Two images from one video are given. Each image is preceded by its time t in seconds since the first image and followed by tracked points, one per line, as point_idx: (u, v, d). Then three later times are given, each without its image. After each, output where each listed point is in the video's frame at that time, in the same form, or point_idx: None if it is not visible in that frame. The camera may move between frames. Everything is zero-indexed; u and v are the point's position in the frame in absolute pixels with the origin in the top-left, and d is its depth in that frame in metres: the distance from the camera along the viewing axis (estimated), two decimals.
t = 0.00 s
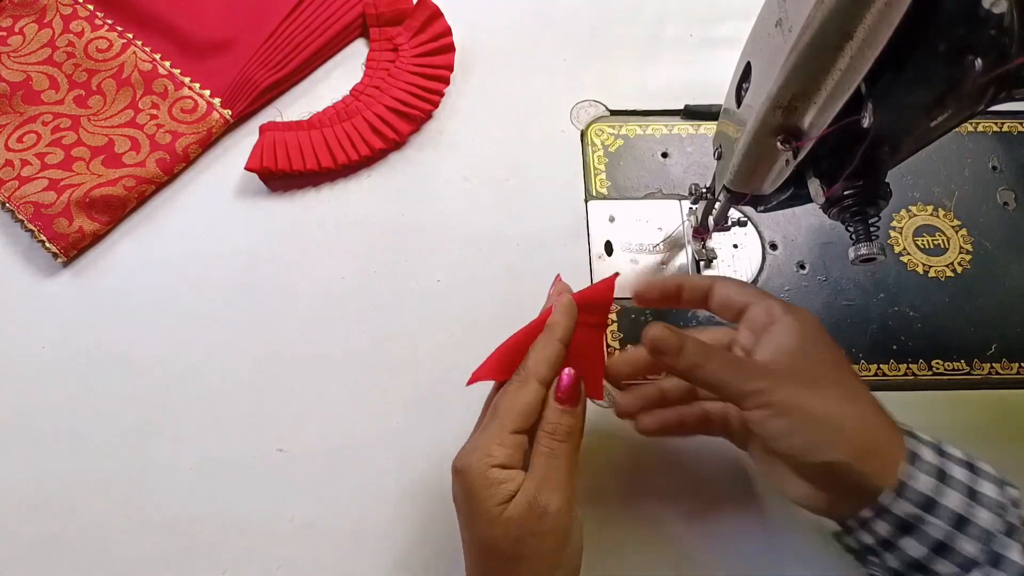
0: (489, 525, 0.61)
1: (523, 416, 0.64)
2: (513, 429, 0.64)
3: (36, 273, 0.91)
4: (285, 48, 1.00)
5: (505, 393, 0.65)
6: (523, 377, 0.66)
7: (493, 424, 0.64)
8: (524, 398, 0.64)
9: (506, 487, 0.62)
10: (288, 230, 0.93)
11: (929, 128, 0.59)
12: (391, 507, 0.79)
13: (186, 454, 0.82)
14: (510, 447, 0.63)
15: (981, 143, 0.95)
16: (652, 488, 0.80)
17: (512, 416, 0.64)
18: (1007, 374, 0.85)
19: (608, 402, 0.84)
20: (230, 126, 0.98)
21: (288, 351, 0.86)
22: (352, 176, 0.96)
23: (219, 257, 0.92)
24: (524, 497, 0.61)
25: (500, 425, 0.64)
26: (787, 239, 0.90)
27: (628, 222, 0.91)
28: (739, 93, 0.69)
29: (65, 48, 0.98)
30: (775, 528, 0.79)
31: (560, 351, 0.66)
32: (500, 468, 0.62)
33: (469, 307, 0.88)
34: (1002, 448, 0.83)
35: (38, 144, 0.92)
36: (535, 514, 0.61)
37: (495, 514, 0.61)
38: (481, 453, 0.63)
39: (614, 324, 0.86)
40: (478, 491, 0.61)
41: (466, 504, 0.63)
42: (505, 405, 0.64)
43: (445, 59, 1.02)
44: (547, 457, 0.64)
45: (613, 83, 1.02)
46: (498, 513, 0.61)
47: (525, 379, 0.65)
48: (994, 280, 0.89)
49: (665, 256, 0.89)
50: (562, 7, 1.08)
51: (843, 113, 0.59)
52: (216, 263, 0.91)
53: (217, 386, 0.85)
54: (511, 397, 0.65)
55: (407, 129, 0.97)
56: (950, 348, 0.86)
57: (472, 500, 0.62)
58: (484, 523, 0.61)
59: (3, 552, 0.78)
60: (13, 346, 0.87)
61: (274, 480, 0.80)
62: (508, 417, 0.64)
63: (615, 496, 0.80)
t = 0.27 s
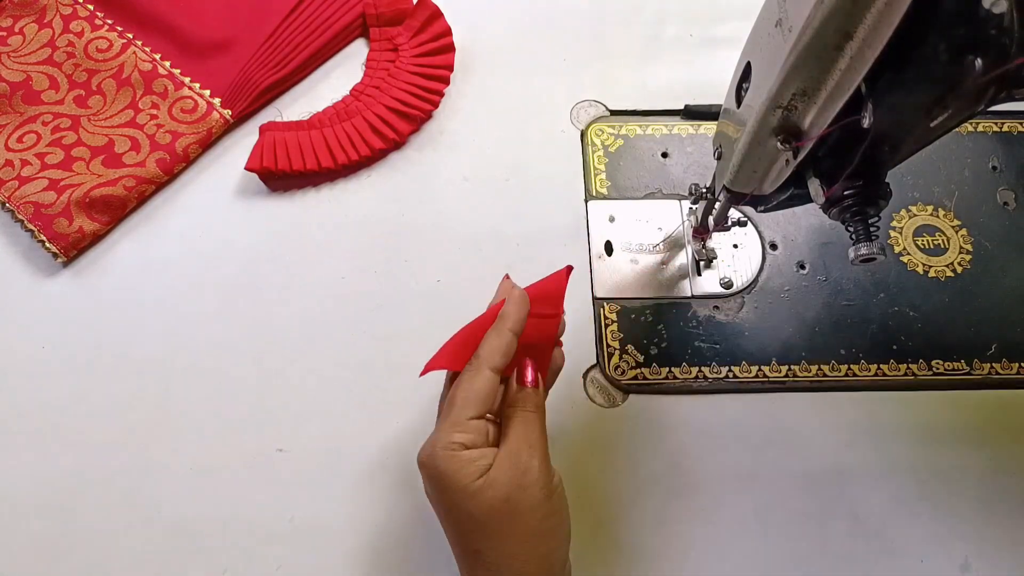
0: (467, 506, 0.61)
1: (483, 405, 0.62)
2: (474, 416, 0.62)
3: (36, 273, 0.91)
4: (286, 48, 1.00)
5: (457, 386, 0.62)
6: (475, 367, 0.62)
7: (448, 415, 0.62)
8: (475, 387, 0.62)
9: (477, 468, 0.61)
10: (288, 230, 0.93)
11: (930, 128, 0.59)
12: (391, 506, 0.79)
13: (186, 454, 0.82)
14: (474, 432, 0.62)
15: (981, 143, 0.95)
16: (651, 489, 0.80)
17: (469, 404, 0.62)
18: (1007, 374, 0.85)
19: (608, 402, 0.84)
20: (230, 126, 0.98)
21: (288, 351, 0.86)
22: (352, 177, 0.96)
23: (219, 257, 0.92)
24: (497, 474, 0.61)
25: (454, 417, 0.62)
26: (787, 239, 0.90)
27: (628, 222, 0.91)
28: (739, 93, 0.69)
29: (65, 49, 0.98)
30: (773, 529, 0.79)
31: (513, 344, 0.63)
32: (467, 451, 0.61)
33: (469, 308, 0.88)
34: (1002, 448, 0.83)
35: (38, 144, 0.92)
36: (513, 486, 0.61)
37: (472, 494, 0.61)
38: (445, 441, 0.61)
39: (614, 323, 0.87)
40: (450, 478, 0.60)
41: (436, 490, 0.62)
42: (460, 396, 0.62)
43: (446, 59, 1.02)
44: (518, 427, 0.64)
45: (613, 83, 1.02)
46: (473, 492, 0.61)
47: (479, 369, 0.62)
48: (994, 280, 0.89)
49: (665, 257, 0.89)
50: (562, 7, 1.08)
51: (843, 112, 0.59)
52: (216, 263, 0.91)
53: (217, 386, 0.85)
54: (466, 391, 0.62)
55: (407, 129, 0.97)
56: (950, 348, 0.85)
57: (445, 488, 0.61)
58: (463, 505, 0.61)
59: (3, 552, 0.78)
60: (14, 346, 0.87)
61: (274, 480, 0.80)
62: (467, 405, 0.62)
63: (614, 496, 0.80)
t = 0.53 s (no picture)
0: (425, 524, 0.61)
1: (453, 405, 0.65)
2: (443, 421, 0.65)
3: (37, 273, 0.91)
4: (286, 48, 1.00)
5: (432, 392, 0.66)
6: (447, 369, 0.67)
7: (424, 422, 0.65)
8: (442, 391, 0.65)
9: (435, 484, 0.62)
10: (288, 230, 0.93)
11: (930, 128, 0.59)
12: (391, 507, 0.79)
13: (186, 454, 0.82)
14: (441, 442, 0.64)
15: (981, 143, 0.95)
16: (652, 489, 0.80)
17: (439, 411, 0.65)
18: (1007, 374, 0.85)
19: (608, 402, 0.84)
20: (230, 126, 0.98)
21: (288, 351, 0.86)
22: (351, 177, 0.96)
23: (219, 257, 0.91)
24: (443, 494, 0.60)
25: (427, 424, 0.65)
26: (787, 239, 0.90)
27: (628, 222, 0.91)
28: (738, 93, 0.69)
29: (65, 49, 0.98)
30: (774, 529, 0.79)
31: (478, 341, 0.69)
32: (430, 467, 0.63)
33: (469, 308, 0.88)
34: (1002, 448, 0.83)
35: (38, 144, 0.92)
36: (456, 509, 0.58)
37: (428, 511, 0.61)
38: (415, 452, 0.64)
39: (614, 323, 0.87)
40: (414, 492, 0.62)
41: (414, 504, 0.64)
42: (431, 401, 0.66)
43: (446, 59, 1.02)
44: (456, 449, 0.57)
45: (613, 83, 1.02)
46: (429, 509, 0.61)
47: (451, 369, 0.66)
48: (994, 280, 0.89)
49: (665, 257, 0.89)
50: (562, 8, 1.08)
51: (843, 112, 0.59)
52: (216, 263, 0.91)
53: (217, 386, 0.85)
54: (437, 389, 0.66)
55: (407, 129, 0.97)
56: (950, 348, 0.85)
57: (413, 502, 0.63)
58: (424, 520, 0.62)
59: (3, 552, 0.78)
60: (14, 346, 0.87)
61: (274, 480, 0.80)
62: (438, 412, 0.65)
63: (613, 497, 0.80)
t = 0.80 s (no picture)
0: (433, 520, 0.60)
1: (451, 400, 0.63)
2: (444, 416, 0.63)
3: (37, 273, 0.91)
4: (286, 48, 1.00)
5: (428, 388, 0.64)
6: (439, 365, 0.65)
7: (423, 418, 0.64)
8: (438, 386, 0.64)
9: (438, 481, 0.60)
10: (288, 230, 0.93)
11: (930, 128, 0.59)
12: (391, 507, 0.79)
13: (186, 454, 0.82)
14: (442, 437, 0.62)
15: (981, 143, 0.95)
16: (651, 489, 0.80)
17: (439, 406, 0.63)
18: (1007, 374, 0.85)
19: (608, 402, 0.84)
20: (230, 126, 0.98)
21: (289, 351, 0.86)
22: (351, 177, 0.96)
23: (219, 257, 0.91)
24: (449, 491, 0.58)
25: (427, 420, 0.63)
26: (787, 239, 0.90)
27: (628, 222, 0.91)
28: (738, 93, 0.69)
29: (65, 48, 0.98)
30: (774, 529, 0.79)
31: (464, 334, 0.68)
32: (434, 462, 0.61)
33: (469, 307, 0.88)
34: (1002, 448, 0.83)
35: (38, 144, 0.92)
36: (460, 508, 0.56)
37: (433, 510, 0.59)
38: (419, 450, 0.62)
39: (614, 323, 0.87)
40: (420, 490, 0.61)
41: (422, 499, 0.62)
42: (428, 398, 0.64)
43: (446, 59, 1.02)
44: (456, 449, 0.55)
45: (613, 83, 1.02)
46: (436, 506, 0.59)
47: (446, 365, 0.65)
48: (994, 279, 0.89)
49: (665, 256, 0.89)
50: (562, 8, 1.08)
51: (843, 112, 0.59)
52: (217, 263, 0.91)
53: (217, 386, 0.85)
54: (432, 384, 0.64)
55: (407, 129, 0.97)
56: (950, 348, 0.85)
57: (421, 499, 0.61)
58: (430, 518, 0.60)
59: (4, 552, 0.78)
60: (14, 346, 0.87)
61: (274, 479, 0.80)
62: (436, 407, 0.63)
63: (613, 496, 0.80)
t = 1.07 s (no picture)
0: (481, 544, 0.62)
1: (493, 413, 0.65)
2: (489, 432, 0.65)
3: (37, 273, 0.91)
4: (286, 48, 1.00)
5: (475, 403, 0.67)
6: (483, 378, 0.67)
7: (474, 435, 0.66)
8: (483, 402, 0.66)
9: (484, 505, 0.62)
10: (288, 230, 0.93)
11: (930, 128, 0.59)
12: (392, 507, 0.79)
13: (186, 454, 0.82)
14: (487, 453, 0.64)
15: (981, 143, 0.95)
16: (651, 488, 0.80)
17: (485, 423, 0.65)
18: (1007, 374, 0.85)
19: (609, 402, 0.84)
20: (230, 126, 0.98)
21: (288, 351, 0.86)
22: (351, 177, 0.96)
23: (219, 257, 0.91)
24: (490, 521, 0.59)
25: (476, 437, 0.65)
26: (787, 239, 0.90)
27: (628, 222, 0.91)
28: (739, 93, 0.69)
29: (65, 48, 0.98)
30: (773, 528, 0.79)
31: (502, 342, 0.69)
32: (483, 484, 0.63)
33: (469, 307, 0.89)
34: (1002, 448, 0.83)
35: (38, 144, 0.92)
36: (497, 549, 0.57)
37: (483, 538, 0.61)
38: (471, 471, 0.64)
39: (614, 323, 0.87)
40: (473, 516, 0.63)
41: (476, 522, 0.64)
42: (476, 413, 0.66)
43: (445, 59, 1.02)
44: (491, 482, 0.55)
45: (613, 83, 1.02)
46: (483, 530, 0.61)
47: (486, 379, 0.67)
48: (994, 279, 0.89)
49: (665, 256, 0.89)
50: (562, 8, 1.08)
51: (843, 112, 0.59)
52: (217, 263, 0.91)
53: (217, 386, 0.85)
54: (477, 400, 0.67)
55: (407, 129, 0.97)
56: (950, 348, 0.86)
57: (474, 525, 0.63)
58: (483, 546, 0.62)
59: (3, 552, 0.78)
60: (14, 346, 0.87)
61: (274, 479, 0.80)
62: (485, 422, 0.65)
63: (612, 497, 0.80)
